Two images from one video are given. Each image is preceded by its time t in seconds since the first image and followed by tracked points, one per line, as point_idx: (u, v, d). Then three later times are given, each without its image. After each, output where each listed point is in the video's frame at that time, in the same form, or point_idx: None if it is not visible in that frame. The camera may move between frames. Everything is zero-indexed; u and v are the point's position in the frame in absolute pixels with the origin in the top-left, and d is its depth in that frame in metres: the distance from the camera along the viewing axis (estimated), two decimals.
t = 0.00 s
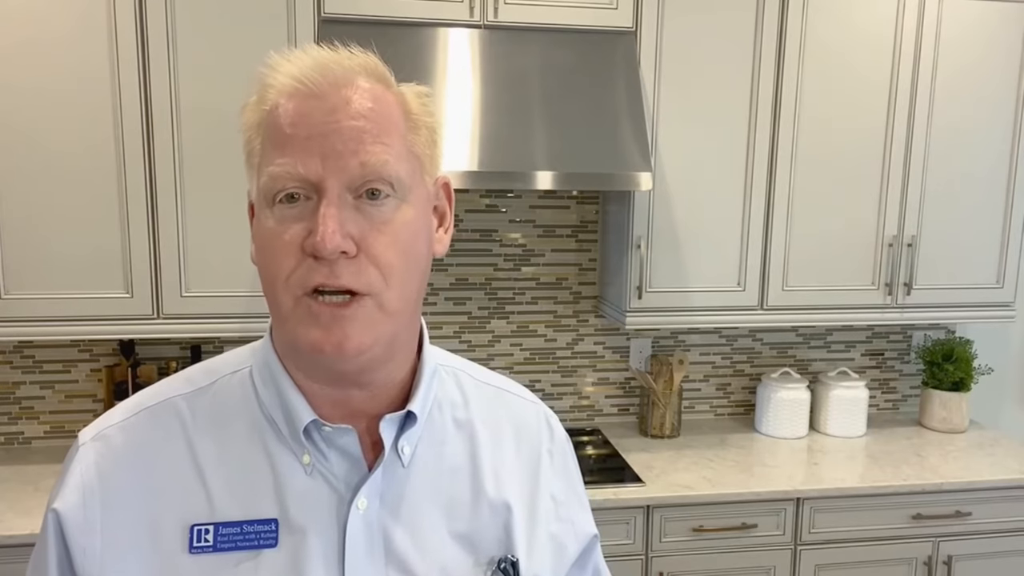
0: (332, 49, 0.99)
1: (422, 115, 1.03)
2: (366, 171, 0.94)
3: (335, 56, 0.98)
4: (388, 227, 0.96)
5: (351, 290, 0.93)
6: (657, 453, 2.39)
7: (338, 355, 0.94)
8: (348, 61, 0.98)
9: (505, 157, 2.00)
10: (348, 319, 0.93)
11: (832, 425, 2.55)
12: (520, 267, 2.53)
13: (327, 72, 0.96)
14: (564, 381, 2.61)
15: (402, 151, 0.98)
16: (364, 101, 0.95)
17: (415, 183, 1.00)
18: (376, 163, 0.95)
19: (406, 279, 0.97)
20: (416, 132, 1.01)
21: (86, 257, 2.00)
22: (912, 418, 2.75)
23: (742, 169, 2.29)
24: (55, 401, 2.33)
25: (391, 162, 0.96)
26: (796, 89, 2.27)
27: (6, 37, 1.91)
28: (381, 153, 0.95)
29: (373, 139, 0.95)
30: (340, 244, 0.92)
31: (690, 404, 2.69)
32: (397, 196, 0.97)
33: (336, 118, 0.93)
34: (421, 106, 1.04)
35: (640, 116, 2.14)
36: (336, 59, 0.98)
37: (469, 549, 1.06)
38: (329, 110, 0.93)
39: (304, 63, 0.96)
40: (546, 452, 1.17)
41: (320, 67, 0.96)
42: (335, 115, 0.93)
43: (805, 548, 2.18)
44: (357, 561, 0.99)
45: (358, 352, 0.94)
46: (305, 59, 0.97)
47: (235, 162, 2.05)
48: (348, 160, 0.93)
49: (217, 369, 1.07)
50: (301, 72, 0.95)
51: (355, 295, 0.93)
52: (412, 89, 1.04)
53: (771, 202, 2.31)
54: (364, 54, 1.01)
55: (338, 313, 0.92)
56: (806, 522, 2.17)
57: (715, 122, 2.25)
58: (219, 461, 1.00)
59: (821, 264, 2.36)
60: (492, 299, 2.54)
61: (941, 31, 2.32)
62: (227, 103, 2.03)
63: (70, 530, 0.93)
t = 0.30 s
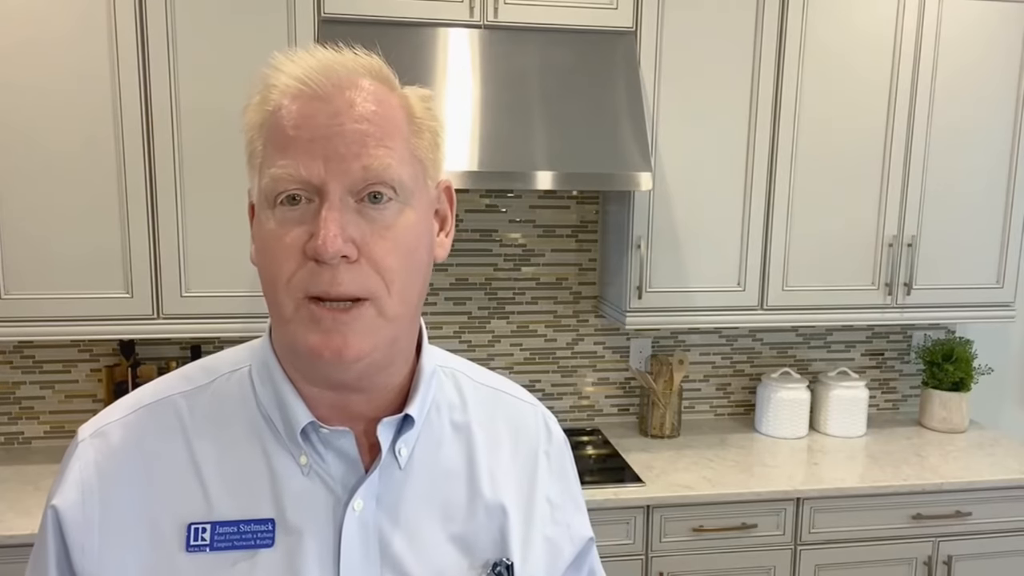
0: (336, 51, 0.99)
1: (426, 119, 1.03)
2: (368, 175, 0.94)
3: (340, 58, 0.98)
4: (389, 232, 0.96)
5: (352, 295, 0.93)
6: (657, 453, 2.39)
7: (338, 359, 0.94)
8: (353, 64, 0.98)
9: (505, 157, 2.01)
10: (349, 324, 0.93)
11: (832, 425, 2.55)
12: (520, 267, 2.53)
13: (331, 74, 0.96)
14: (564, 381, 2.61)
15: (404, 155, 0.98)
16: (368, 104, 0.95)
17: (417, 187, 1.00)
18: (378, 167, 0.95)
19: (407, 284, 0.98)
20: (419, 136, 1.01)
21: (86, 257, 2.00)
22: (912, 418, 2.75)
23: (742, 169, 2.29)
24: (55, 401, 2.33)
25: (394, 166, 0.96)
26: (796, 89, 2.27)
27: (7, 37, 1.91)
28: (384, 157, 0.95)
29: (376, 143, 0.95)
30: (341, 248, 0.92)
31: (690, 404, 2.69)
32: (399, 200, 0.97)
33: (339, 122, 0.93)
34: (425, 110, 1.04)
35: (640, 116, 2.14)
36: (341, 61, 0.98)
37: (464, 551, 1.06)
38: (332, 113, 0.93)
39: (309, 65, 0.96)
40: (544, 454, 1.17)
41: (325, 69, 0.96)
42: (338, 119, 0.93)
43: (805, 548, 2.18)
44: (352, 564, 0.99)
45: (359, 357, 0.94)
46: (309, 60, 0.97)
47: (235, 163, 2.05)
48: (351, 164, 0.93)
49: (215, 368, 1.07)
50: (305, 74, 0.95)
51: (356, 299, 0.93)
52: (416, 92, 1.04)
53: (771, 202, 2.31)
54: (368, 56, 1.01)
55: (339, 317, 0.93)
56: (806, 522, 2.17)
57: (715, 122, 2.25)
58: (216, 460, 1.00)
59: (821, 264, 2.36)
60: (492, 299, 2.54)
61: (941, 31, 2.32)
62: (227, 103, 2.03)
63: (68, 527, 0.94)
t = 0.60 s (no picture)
0: (338, 53, 1.00)
1: (427, 121, 1.03)
2: (369, 177, 0.94)
3: (341, 61, 0.98)
4: (390, 234, 0.96)
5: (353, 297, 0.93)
6: (657, 453, 2.39)
7: (339, 361, 0.94)
8: (354, 66, 0.98)
9: (505, 157, 2.00)
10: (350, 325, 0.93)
11: (832, 425, 2.54)
12: (520, 267, 2.53)
13: (332, 77, 0.96)
14: (564, 381, 2.61)
15: (405, 157, 0.98)
16: (369, 106, 0.95)
17: (417, 189, 1.00)
18: (379, 169, 0.95)
19: (407, 285, 0.98)
20: (419, 138, 1.01)
21: (86, 257, 2.00)
22: (912, 418, 2.75)
23: (742, 168, 2.29)
24: (55, 401, 2.33)
25: (394, 167, 0.96)
26: (796, 88, 2.27)
27: (7, 37, 1.91)
28: (385, 159, 0.95)
29: (377, 145, 0.95)
30: (342, 250, 0.92)
31: (690, 405, 2.69)
32: (399, 202, 0.97)
33: (341, 124, 0.93)
34: (425, 112, 1.04)
35: (640, 116, 2.14)
36: (342, 63, 0.98)
37: (458, 550, 1.06)
38: (334, 115, 0.93)
39: (310, 67, 0.96)
40: (539, 454, 1.16)
41: (326, 72, 0.96)
42: (340, 120, 0.93)
43: (805, 548, 2.18)
44: (346, 563, 0.99)
45: (360, 359, 0.95)
46: (310, 63, 0.97)
47: (234, 163, 2.05)
48: (352, 166, 0.93)
49: (213, 366, 1.07)
50: (306, 76, 0.95)
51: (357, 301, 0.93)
52: (417, 95, 1.04)
53: (771, 201, 2.31)
54: (369, 59, 1.01)
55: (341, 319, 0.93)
56: (806, 522, 2.17)
57: (714, 122, 2.25)
58: (214, 458, 1.01)
59: (820, 264, 2.36)
60: (492, 299, 2.54)
61: (941, 31, 2.32)
62: (227, 103, 2.03)
63: (66, 522, 0.94)
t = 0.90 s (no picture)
0: (330, 53, 1.00)
1: (421, 118, 1.03)
2: (365, 173, 0.94)
3: (334, 59, 0.98)
4: (387, 229, 0.96)
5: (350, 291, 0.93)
6: (657, 454, 2.39)
7: (336, 357, 0.94)
8: (347, 65, 0.98)
9: (505, 157, 2.00)
10: (347, 320, 0.93)
11: (832, 425, 2.55)
12: (520, 267, 2.53)
13: (326, 75, 0.96)
14: (564, 381, 2.61)
15: (400, 153, 0.98)
16: (363, 104, 0.95)
17: (412, 186, 1.00)
18: (375, 165, 0.95)
19: (403, 280, 0.98)
20: (414, 135, 1.01)
21: (86, 256, 2.00)
22: (912, 418, 2.75)
23: (742, 168, 2.29)
24: (55, 401, 2.33)
25: (390, 164, 0.96)
26: (796, 88, 2.27)
27: (7, 37, 1.91)
28: (380, 155, 0.95)
29: (373, 142, 0.95)
30: (339, 245, 0.92)
31: (690, 405, 2.69)
32: (395, 198, 0.97)
33: (335, 121, 0.94)
34: (418, 108, 1.04)
35: (640, 115, 2.14)
36: (335, 62, 0.98)
37: (454, 547, 1.06)
38: (328, 112, 0.94)
39: (304, 66, 0.96)
40: (536, 452, 1.16)
41: (320, 70, 0.96)
42: (335, 118, 0.94)
43: (805, 548, 2.18)
44: (342, 560, 0.99)
45: (358, 354, 0.95)
46: (304, 62, 0.97)
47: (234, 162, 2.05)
48: (348, 162, 0.94)
49: (212, 364, 1.07)
50: (300, 74, 0.95)
51: (354, 296, 0.94)
52: (411, 92, 1.04)
53: (771, 201, 2.31)
54: (361, 58, 1.01)
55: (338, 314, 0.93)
56: (807, 522, 2.17)
57: (715, 122, 2.25)
58: (213, 455, 1.01)
59: (820, 264, 2.36)
60: (492, 299, 2.53)
61: (941, 31, 2.32)
62: (227, 103, 2.03)
63: (67, 518, 0.94)
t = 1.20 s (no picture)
0: (323, 53, 1.00)
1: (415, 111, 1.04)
2: (376, 164, 0.95)
3: (330, 57, 0.99)
4: (399, 219, 0.97)
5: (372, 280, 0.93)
6: (657, 454, 2.39)
7: (359, 347, 0.94)
8: (344, 62, 0.99)
9: (505, 157, 2.01)
10: (371, 309, 0.93)
11: (832, 425, 2.54)
12: (520, 267, 2.53)
13: (328, 72, 0.96)
14: (564, 381, 2.61)
15: (403, 145, 0.99)
16: (365, 98, 0.96)
17: (416, 176, 1.01)
18: (385, 156, 0.96)
19: (417, 269, 0.98)
20: (412, 128, 1.02)
21: (87, 256, 2.01)
22: (912, 418, 2.75)
23: (742, 167, 2.29)
24: (55, 401, 2.33)
25: (397, 154, 0.97)
26: (796, 88, 2.27)
27: (7, 38, 1.91)
28: (389, 145, 0.96)
29: (380, 133, 0.96)
30: (361, 234, 0.92)
31: (690, 405, 2.69)
32: (402, 188, 0.98)
33: (343, 115, 0.94)
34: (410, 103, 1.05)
35: (640, 116, 2.14)
36: (332, 60, 0.98)
37: (457, 538, 1.05)
38: (335, 106, 0.94)
39: (303, 65, 0.97)
40: (535, 444, 1.16)
41: (321, 68, 0.96)
42: (341, 113, 0.94)
43: (805, 548, 2.18)
44: (346, 550, 0.99)
45: (380, 343, 0.95)
46: (302, 61, 0.97)
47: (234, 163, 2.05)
48: (360, 154, 0.94)
49: (215, 361, 1.07)
50: (302, 73, 0.96)
51: (375, 285, 0.94)
52: (402, 86, 1.05)
53: (771, 201, 2.31)
54: (352, 58, 1.02)
55: (362, 304, 0.93)
56: (807, 522, 2.17)
57: (714, 122, 2.25)
58: (218, 449, 1.01)
59: (820, 264, 2.36)
60: (492, 300, 2.54)
61: (941, 31, 2.32)
62: (227, 103, 2.03)
63: (73, 513, 0.94)
